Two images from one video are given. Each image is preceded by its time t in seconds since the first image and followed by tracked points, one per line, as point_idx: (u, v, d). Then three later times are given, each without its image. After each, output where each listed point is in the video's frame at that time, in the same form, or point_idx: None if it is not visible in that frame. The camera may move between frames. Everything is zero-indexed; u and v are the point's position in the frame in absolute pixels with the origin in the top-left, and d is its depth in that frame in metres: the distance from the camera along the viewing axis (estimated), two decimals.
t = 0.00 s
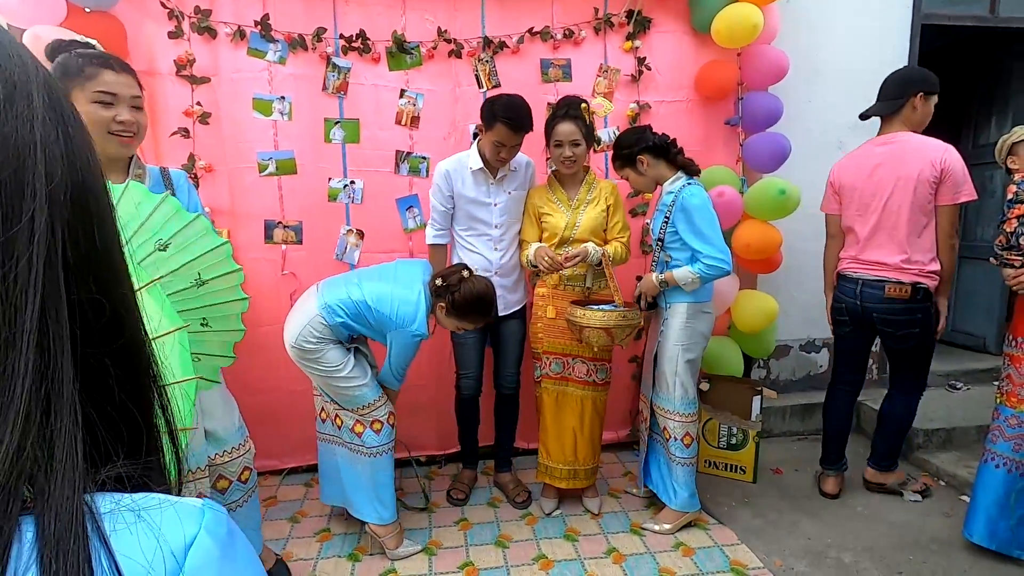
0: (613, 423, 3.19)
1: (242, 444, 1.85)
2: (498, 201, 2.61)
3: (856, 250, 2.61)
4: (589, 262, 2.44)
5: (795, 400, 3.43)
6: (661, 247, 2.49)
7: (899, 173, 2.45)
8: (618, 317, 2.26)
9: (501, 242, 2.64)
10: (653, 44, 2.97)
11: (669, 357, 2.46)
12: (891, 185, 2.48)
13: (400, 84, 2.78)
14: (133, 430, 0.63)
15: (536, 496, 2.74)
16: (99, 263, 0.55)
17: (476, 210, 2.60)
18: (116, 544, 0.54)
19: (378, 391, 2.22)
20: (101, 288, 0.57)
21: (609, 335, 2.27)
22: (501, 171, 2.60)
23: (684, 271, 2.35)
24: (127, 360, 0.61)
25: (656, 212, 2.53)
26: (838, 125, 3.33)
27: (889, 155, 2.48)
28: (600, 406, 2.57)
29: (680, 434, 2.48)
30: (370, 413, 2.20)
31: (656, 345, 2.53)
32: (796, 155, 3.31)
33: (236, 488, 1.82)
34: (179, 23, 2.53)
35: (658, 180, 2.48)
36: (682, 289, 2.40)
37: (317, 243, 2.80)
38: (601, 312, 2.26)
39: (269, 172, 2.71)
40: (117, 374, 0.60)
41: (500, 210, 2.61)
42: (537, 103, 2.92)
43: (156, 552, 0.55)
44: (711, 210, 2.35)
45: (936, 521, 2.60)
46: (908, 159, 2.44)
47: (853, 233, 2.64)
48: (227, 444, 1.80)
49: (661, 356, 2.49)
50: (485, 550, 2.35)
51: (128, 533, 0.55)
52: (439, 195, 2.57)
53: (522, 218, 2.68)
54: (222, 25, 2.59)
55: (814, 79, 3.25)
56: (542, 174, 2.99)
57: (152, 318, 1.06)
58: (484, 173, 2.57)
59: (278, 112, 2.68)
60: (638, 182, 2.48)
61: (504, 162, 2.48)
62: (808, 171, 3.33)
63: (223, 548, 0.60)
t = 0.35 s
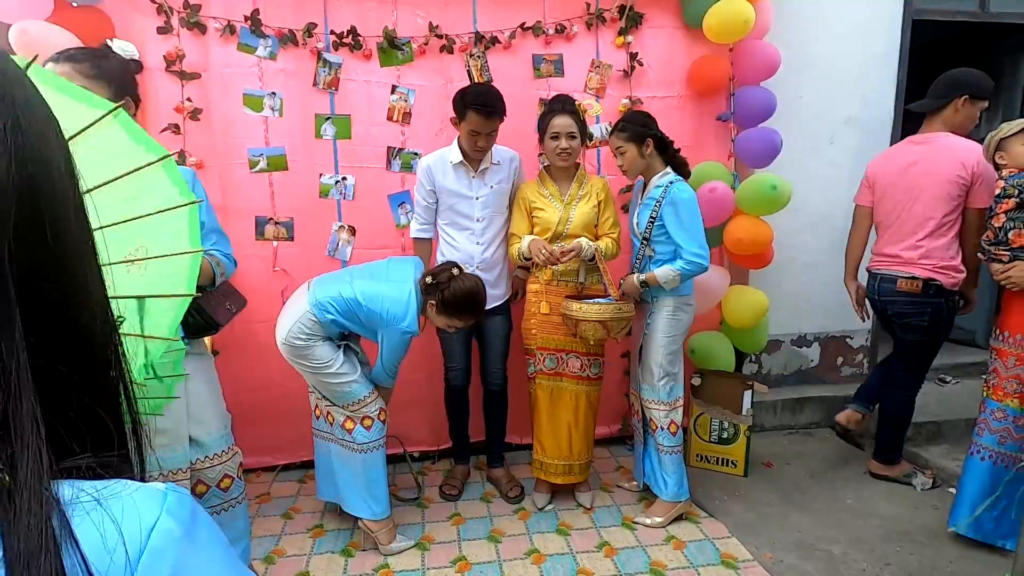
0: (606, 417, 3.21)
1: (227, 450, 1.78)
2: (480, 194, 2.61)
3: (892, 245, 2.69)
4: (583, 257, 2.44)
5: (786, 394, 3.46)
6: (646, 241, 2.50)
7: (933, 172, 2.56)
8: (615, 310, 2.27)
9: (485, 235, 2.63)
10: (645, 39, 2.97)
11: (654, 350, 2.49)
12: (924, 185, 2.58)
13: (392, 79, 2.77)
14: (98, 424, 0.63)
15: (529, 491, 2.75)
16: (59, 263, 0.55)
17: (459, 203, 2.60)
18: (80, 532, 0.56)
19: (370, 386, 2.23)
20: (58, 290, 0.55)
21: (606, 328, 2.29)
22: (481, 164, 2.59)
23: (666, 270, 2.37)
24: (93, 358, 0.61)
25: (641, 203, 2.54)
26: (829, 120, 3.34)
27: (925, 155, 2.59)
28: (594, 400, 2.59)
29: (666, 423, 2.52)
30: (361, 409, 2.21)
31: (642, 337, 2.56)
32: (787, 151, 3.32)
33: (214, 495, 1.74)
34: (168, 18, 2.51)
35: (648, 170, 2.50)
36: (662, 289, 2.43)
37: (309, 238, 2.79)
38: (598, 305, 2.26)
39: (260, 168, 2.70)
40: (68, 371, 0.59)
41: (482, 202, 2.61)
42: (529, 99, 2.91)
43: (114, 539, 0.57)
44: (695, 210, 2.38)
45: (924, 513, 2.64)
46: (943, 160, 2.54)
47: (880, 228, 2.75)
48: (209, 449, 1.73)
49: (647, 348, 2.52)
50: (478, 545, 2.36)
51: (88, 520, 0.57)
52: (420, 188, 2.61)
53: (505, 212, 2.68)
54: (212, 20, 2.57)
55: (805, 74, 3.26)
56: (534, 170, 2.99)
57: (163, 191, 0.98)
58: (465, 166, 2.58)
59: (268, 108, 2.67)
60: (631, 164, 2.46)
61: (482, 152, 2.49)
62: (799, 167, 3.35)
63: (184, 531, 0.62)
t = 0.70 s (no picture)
0: (604, 417, 3.21)
1: (225, 452, 1.79)
2: (467, 195, 2.61)
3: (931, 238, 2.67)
4: (581, 256, 2.44)
5: (785, 393, 3.45)
6: (640, 241, 2.53)
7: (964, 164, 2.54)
8: (617, 308, 2.27)
9: (474, 236, 2.63)
10: (642, 38, 2.97)
11: (644, 347, 2.50)
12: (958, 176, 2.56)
13: (389, 80, 2.77)
14: (69, 438, 0.61)
15: (527, 490, 2.76)
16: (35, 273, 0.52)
17: (445, 204, 2.61)
18: (62, 535, 0.59)
19: (366, 391, 2.24)
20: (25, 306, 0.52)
21: (608, 326, 2.29)
22: (470, 165, 2.60)
23: (671, 272, 2.42)
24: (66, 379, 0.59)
25: (634, 203, 2.57)
26: (827, 119, 3.33)
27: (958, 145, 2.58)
28: (592, 400, 2.59)
29: (649, 416, 2.55)
30: (356, 414, 2.23)
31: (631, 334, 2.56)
32: (786, 149, 3.31)
33: (208, 498, 1.75)
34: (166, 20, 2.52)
35: (643, 168, 2.52)
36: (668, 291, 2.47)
37: (307, 240, 2.80)
38: (601, 303, 2.26)
39: (258, 170, 2.71)
40: (34, 390, 0.56)
41: (470, 204, 2.61)
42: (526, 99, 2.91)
43: (94, 550, 0.60)
44: (693, 211, 2.43)
45: (922, 511, 2.63)
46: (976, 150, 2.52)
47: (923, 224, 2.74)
48: (207, 449, 1.74)
49: (637, 345, 2.52)
50: (476, 544, 2.37)
51: (67, 526, 0.60)
52: (408, 188, 2.61)
53: (493, 215, 2.67)
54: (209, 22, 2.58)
55: (805, 71, 3.25)
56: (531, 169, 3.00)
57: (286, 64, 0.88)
58: (454, 167, 2.59)
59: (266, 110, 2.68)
60: (637, 160, 2.46)
61: (469, 156, 2.51)
62: (798, 166, 3.34)
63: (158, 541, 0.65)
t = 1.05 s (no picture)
0: (608, 417, 3.20)
1: (227, 454, 1.80)
2: (466, 194, 2.60)
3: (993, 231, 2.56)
4: (582, 256, 2.40)
5: (791, 392, 3.43)
6: (639, 240, 2.52)
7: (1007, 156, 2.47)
8: (622, 307, 2.27)
9: (475, 235, 2.61)
10: (643, 36, 2.96)
11: (644, 344, 2.49)
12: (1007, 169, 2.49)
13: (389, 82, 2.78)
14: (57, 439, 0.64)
15: (531, 491, 2.75)
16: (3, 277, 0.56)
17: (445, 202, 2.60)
18: (48, 538, 0.64)
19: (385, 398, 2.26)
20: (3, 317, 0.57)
21: (613, 324, 2.28)
22: (469, 163, 2.60)
23: (665, 271, 2.41)
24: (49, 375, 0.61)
25: (633, 201, 2.57)
26: (830, 116, 3.31)
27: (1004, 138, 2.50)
28: (595, 399, 2.58)
29: (649, 414, 2.54)
30: (360, 429, 2.21)
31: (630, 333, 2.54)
32: (789, 146, 3.29)
33: (208, 500, 1.75)
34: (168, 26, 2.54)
35: (646, 165, 2.53)
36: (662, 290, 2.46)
37: (309, 242, 2.81)
38: (604, 303, 2.25)
39: (260, 173, 2.72)
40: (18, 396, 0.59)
41: (469, 203, 2.60)
42: (527, 99, 2.91)
43: (76, 554, 0.66)
44: (690, 208, 2.43)
45: (930, 511, 2.60)
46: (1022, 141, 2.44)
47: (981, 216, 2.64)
48: (207, 453, 1.75)
49: (638, 341, 2.51)
50: (479, 545, 2.37)
51: (48, 532, 0.65)
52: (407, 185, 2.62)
53: (492, 213, 2.66)
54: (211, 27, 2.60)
55: (808, 68, 3.23)
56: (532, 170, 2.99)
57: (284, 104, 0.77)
58: (453, 165, 2.59)
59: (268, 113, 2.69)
60: (646, 154, 2.48)
61: (468, 154, 2.50)
62: (802, 163, 3.32)
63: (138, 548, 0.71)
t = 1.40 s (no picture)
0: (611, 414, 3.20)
1: (229, 453, 1.81)
2: (468, 189, 2.59)
3: None
4: (583, 254, 2.41)
5: (796, 388, 3.41)
6: (640, 237, 2.53)
7: None
8: (616, 308, 2.24)
9: (477, 230, 2.60)
10: (644, 32, 2.95)
11: (643, 341, 2.49)
12: None
13: (390, 81, 2.78)
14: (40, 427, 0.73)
15: (534, 489, 2.75)
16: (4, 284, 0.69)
17: (446, 197, 2.59)
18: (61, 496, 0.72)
19: (398, 394, 2.28)
20: None
21: (607, 325, 2.26)
22: (470, 159, 2.59)
23: (665, 271, 2.40)
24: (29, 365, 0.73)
25: (636, 198, 2.57)
26: (834, 110, 3.29)
27: None
28: (596, 397, 2.58)
29: (648, 412, 2.54)
30: (375, 422, 2.22)
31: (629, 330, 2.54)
32: (792, 141, 3.27)
33: (211, 499, 1.76)
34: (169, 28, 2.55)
35: (652, 163, 2.52)
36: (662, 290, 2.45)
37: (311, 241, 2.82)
38: (600, 304, 2.24)
39: (262, 173, 2.73)
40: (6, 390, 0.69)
41: (471, 198, 2.59)
42: (528, 96, 2.90)
43: (88, 510, 0.73)
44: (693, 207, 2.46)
45: (938, 507, 2.59)
46: None
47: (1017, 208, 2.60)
48: (210, 452, 1.76)
49: (637, 339, 2.51)
50: (483, 542, 2.37)
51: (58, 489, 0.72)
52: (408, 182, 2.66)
53: (494, 208, 2.64)
54: (212, 28, 2.61)
55: (810, 62, 3.21)
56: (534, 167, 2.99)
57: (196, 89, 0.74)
58: (453, 162, 2.59)
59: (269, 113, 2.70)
60: (654, 150, 2.47)
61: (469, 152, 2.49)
62: (805, 157, 3.30)
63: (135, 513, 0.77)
